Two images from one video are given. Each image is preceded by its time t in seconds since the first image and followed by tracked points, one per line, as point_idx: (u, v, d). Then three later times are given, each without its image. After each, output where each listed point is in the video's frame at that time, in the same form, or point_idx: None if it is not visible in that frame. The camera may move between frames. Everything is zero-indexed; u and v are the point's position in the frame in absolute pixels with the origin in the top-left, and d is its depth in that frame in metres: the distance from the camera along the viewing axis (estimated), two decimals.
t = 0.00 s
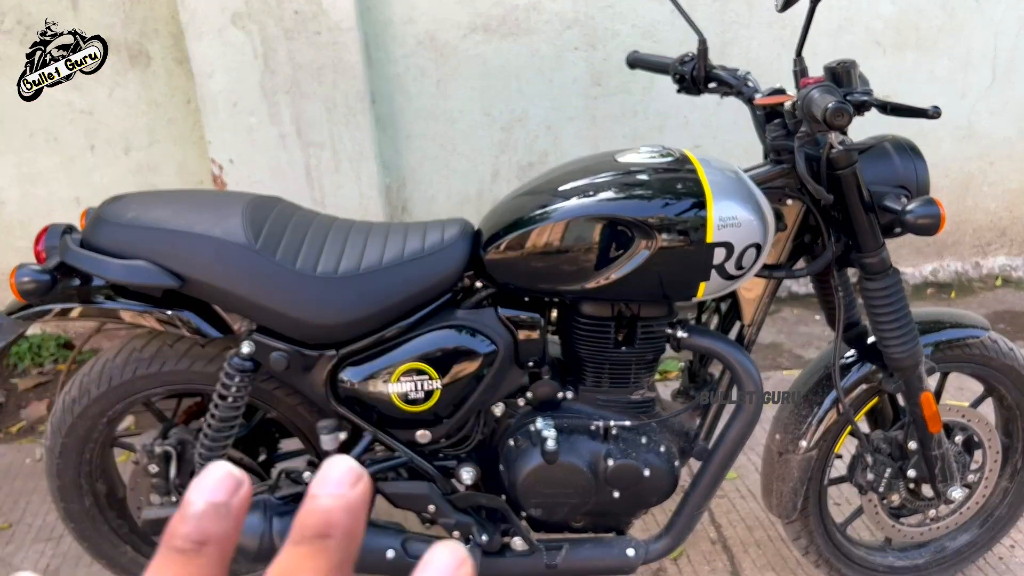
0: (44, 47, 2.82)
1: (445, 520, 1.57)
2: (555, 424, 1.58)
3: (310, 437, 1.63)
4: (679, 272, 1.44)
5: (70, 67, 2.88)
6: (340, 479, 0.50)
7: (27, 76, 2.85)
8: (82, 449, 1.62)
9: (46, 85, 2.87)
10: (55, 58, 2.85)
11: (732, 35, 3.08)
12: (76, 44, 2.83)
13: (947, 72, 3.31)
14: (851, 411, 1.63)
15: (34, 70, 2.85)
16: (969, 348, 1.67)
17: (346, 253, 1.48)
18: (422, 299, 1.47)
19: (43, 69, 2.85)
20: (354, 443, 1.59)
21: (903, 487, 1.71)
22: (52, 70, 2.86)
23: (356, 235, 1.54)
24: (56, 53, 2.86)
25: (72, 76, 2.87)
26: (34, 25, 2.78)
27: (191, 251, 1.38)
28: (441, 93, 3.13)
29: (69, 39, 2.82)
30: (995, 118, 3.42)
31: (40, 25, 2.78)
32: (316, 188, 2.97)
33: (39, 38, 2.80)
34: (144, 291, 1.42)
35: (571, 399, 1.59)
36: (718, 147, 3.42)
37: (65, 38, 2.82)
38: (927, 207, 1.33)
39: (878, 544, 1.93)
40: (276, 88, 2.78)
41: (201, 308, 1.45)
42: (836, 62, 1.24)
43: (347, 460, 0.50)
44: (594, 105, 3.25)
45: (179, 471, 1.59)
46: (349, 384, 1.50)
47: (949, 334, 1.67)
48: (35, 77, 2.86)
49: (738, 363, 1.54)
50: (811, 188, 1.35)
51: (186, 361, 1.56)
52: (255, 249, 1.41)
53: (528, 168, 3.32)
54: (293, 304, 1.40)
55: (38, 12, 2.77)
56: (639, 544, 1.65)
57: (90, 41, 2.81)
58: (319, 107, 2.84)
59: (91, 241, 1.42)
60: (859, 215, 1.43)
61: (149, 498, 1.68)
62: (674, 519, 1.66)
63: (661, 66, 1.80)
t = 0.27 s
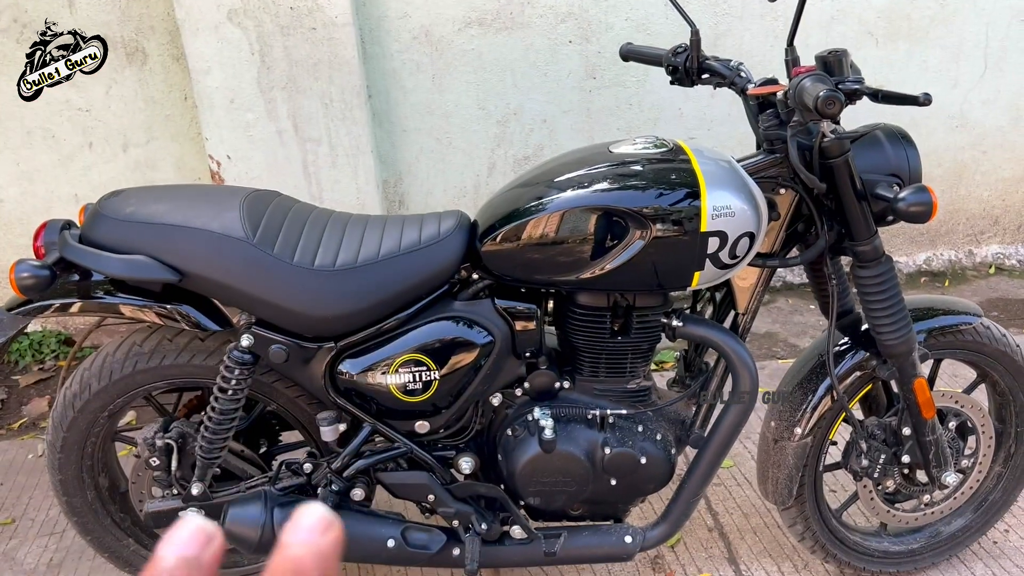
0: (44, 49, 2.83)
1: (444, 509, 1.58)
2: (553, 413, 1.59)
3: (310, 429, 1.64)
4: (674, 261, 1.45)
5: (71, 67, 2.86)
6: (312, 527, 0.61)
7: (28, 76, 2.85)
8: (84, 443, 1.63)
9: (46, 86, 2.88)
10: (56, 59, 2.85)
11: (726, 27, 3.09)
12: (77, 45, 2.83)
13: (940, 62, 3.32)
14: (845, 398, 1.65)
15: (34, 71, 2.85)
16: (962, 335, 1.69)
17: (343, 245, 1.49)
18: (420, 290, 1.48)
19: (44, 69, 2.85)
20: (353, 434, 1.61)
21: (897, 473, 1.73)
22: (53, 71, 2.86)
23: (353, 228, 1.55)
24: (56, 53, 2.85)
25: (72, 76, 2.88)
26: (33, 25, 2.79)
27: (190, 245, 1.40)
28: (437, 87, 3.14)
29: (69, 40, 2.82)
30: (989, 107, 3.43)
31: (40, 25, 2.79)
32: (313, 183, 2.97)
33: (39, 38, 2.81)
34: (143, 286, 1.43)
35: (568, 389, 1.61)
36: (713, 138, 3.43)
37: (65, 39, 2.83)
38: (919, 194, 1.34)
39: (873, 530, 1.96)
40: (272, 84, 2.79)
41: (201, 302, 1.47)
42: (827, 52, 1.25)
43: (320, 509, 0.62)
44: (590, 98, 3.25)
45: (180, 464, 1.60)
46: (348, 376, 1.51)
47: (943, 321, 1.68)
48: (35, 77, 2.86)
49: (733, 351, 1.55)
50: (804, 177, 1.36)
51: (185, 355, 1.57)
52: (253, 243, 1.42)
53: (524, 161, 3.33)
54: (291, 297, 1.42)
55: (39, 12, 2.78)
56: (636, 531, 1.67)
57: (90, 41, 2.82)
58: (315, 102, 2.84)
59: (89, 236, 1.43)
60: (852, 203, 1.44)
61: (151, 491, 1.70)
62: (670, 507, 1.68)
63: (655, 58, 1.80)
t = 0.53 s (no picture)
0: (44, 48, 2.81)
1: (443, 500, 1.58)
2: (551, 403, 1.59)
3: (308, 421, 1.64)
4: (671, 250, 1.45)
5: (71, 67, 2.86)
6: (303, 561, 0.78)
7: (27, 76, 2.83)
8: (81, 438, 1.63)
9: (46, 86, 2.86)
10: (56, 59, 2.84)
11: (721, 15, 3.08)
12: (76, 45, 2.82)
13: (935, 48, 3.31)
14: (844, 385, 1.65)
15: (33, 70, 2.83)
16: (960, 320, 1.69)
17: (339, 237, 1.48)
18: (416, 281, 1.48)
19: (43, 69, 2.83)
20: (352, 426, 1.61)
21: (896, 459, 1.73)
22: (52, 71, 2.85)
23: (349, 219, 1.54)
24: (56, 53, 2.84)
25: (72, 76, 2.87)
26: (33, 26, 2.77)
27: (185, 238, 1.39)
28: (431, 79, 3.12)
29: (69, 40, 2.81)
30: (984, 94, 3.42)
31: (40, 26, 2.77)
32: (308, 176, 2.96)
33: (39, 39, 2.79)
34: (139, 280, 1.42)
35: (566, 378, 1.61)
36: (709, 127, 3.42)
37: (65, 39, 2.81)
38: (916, 178, 1.34)
39: (873, 516, 1.97)
40: (266, 77, 2.77)
41: (197, 295, 1.46)
42: (823, 36, 1.24)
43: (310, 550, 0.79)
44: (585, 88, 3.24)
45: (178, 458, 1.60)
46: (346, 368, 1.51)
47: (941, 306, 1.68)
48: (34, 77, 2.84)
49: (731, 339, 1.55)
50: (801, 162, 1.36)
51: (182, 349, 1.56)
52: (248, 235, 1.41)
53: (519, 152, 3.32)
54: (287, 289, 1.41)
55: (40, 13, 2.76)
56: (636, 520, 1.67)
57: (91, 41, 2.82)
58: (310, 94, 2.83)
59: (83, 230, 1.42)
60: (849, 188, 1.44)
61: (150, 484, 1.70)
62: (669, 495, 1.68)
63: (650, 45, 1.79)
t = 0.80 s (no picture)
0: (44, 48, 2.79)
1: (446, 491, 1.58)
2: (553, 393, 1.58)
3: (309, 414, 1.63)
4: (672, 237, 1.44)
5: (71, 67, 2.84)
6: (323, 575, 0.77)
7: (27, 75, 2.82)
8: (81, 434, 1.62)
9: (46, 86, 2.85)
10: (56, 59, 2.82)
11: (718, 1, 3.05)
12: (76, 45, 2.81)
13: (934, 32, 3.29)
14: (847, 371, 1.64)
15: (33, 70, 2.82)
16: (964, 304, 1.69)
17: (338, 228, 1.47)
18: (416, 272, 1.47)
19: (44, 70, 2.82)
20: (353, 418, 1.60)
21: (899, 445, 1.73)
22: (52, 71, 2.83)
23: (347, 210, 1.52)
24: (57, 54, 2.82)
25: (72, 77, 2.85)
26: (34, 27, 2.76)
27: (183, 231, 1.38)
28: (427, 69, 3.10)
29: (69, 40, 2.80)
30: (983, 78, 3.41)
31: (40, 26, 2.75)
32: (305, 169, 2.95)
33: (40, 39, 2.77)
34: (136, 274, 1.41)
35: (568, 367, 1.60)
36: (707, 115, 3.41)
37: (65, 40, 2.80)
38: (918, 162, 1.33)
39: (876, 502, 1.97)
40: (261, 69, 2.75)
41: (196, 288, 1.45)
42: (824, 19, 1.22)
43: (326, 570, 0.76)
44: (582, 76, 3.22)
45: (180, 452, 1.59)
46: (346, 360, 1.50)
47: (943, 291, 1.68)
48: (34, 77, 2.83)
49: (733, 326, 1.54)
50: (802, 147, 1.35)
51: (182, 342, 1.55)
52: (246, 227, 1.40)
53: (517, 142, 3.31)
54: (286, 282, 1.40)
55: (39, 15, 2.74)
56: (639, 509, 1.67)
57: (90, 41, 2.80)
58: (305, 86, 2.81)
59: (80, 224, 1.40)
60: (851, 173, 1.43)
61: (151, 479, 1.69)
62: (672, 483, 1.68)
63: (648, 31, 1.77)
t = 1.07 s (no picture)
0: (44, 48, 2.78)
1: (443, 486, 1.58)
2: (549, 387, 1.59)
3: (305, 410, 1.63)
4: (667, 231, 1.44)
5: (71, 67, 2.83)
6: None
7: (27, 76, 2.81)
8: (74, 432, 1.61)
9: (47, 86, 2.84)
10: (56, 59, 2.81)
11: None
12: (77, 45, 2.80)
13: (922, 25, 3.31)
14: (840, 363, 1.66)
15: (33, 70, 2.80)
16: (955, 296, 1.70)
17: (332, 223, 1.47)
18: (412, 267, 1.47)
19: (45, 70, 2.81)
20: (349, 414, 1.60)
21: (892, 435, 1.75)
22: (53, 71, 2.82)
23: (342, 205, 1.52)
24: (56, 53, 2.81)
25: (72, 76, 2.84)
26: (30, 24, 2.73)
27: (177, 227, 1.37)
28: (418, 63, 3.09)
29: (70, 40, 2.78)
30: (970, 70, 3.43)
31: (40, 25, 2.73)
32: (296, 164, 2.93)
33: (40, 39, 2.76)
34: (130, 271, 1.41)
35: (563, 361, 1.61)
36: (697, 108, 3.42)
37: (66, 39, 2.78)
38: (911, 155, 1.33)
39: (869, 492, 2.00)
40: (250, 64, 2.73)
41: (190, 285, 1.44)
42: (817, 13, 1.23)
43: None
44: (572, 70, 3.22)
45: (174, 450, 1.59)
46: (342, 356, 1.50)
47: (934, 283, 1.70)
48: (35, 78, 2.82)
49: (727, 319, 1.55)
50: (795, 140, 1.35)
51: (176, 340, 1.55)
52: (241, 223, 1.39)
53: (507, 137, 3.30)
54: (281, 278, 1.39)
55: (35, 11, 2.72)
56: (634, 502, 1.68)
57: (91, 41, 2.79)
58: (295, 81, 2.79)
59: (73, 221, 1.39)
60: (843, 166, 1.44)
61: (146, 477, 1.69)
62: (667, 476, 1.69)
63: (641, 26, 1.77)
